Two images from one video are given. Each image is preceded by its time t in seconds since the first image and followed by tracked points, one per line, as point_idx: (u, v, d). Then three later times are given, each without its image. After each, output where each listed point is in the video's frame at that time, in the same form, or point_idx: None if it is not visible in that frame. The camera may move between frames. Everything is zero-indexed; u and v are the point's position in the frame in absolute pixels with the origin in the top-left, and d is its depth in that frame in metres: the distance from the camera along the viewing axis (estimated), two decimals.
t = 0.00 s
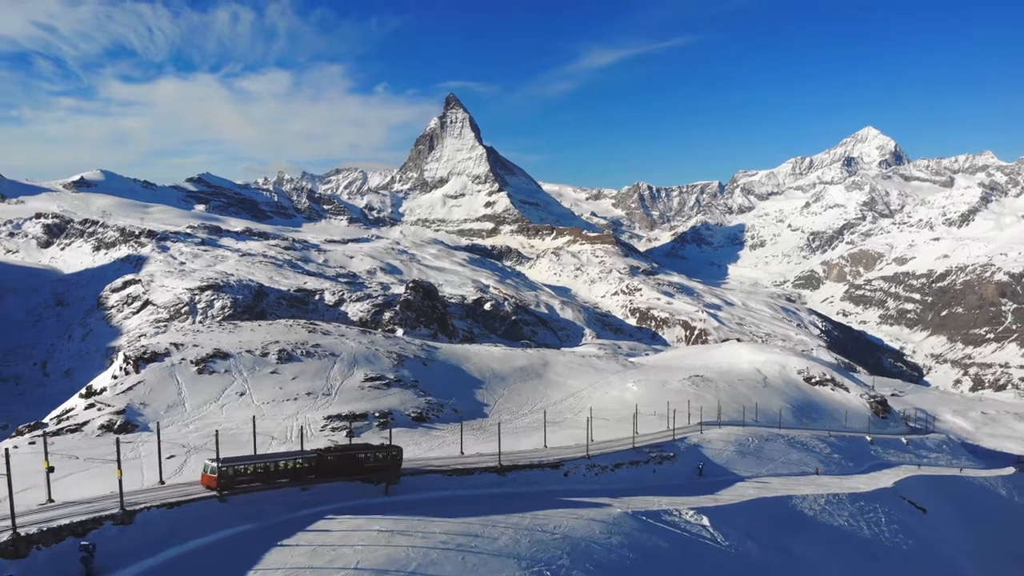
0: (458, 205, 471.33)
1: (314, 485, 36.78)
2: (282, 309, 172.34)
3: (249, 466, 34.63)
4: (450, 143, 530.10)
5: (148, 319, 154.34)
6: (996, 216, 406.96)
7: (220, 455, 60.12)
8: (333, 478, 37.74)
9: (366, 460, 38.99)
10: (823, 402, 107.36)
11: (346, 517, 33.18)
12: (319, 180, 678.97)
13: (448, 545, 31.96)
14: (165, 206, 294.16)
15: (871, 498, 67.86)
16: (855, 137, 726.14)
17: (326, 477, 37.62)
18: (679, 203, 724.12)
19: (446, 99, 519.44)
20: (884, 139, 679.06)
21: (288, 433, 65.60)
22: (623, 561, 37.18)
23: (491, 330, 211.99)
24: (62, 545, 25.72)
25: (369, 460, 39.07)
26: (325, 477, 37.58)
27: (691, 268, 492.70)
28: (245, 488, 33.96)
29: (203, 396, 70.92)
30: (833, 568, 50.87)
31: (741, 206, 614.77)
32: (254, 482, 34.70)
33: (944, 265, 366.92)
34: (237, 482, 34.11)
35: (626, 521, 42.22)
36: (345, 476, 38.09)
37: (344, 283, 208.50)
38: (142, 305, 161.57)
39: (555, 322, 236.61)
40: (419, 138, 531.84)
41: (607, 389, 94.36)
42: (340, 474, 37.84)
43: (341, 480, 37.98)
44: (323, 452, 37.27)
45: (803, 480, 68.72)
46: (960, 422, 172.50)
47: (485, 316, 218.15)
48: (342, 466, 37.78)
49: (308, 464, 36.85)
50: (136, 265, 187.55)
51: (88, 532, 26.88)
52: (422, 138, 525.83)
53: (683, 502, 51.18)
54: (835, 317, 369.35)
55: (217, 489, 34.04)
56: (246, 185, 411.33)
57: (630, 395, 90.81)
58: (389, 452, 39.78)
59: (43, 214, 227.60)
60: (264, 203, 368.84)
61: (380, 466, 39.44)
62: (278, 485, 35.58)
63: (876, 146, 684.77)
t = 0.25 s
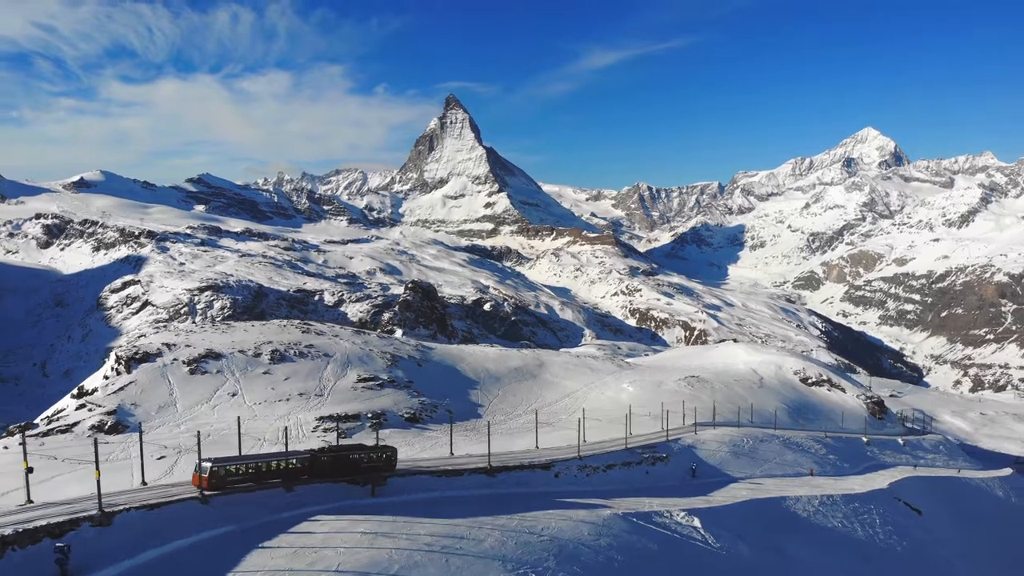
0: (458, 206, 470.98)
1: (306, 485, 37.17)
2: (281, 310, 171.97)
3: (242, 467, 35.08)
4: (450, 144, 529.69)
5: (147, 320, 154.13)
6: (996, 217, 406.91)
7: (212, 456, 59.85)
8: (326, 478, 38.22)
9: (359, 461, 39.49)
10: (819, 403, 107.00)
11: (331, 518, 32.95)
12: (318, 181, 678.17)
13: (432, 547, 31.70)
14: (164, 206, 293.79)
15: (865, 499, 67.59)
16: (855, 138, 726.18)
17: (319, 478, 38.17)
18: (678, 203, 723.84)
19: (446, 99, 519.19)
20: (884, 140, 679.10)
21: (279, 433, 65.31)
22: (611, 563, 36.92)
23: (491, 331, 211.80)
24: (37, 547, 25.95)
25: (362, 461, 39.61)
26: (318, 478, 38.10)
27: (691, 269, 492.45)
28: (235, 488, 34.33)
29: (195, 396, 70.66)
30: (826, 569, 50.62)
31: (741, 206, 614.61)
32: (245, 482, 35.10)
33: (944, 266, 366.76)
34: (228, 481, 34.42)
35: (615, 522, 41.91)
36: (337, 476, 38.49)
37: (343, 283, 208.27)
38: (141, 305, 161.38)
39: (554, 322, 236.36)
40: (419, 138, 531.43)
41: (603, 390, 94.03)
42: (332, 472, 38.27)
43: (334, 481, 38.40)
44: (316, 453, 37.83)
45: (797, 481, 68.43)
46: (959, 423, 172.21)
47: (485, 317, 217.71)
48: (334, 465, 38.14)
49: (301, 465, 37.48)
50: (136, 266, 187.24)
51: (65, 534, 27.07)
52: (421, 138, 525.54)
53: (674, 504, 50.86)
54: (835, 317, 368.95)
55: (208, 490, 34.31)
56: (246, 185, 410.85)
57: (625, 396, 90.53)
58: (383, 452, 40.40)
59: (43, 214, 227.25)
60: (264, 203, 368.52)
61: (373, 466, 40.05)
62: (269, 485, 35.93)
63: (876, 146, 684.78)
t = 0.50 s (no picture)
0: (458, 206, 470.67)
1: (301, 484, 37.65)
2: (281, 310, 171.67)
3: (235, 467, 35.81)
4: (449, 145, 529.53)
5: (147, 321, 154.06)
6: (995, 217, 406.99)
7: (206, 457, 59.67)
8: (320, 479, 38.60)
9: (353, 461, 40.01)
10: (815, 404, 106.73)
11: (318, 520, 32.71)
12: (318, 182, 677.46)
13: (418, 550, 31.41)
14: (164, 207, 293.45)
15: (860, 500, 67.34)
16: (854, 139, 726.43)
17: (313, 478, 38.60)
18: (678, 204, 723.53)
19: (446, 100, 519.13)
20: (884, 141, 679.39)
21: (272, 435, 65.06)
22: (600, 565, 36.70)
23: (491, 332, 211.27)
24: (15, 549, 26.18)
25: (356, 462, 40.19)
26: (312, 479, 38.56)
27: (691, 270, 492.23)
28: (229, 487, 34.89)
29: (187, 397, 70.40)
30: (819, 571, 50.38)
31: (741, 207, 614.50)
32: (239, 482, 35.67)
33: (943, 267, 366.76)
34: (221, 482, 34.98)
35: (606, 523, 41.59)
36: (332, 476, 38.96)
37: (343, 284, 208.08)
38: (141, 306, 161.30)
39: (554, 323, 236.07)
40: (419, 139, 531.16)
41: (598, 391, 93.73)
42: (326, 474, 38.72)
43: (328, 481, 38.74)
44: (310, 453, 38.46)
45: (792, 482, 68.16)
46: (958, 424, 172.03)
47: (485, 318, 217.25)
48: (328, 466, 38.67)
49: (296, 465, 38.07)
50: (135, 267, 186.95)
51: (44, 533, 27.29)
52: (421, 139, 525.19)
53: (666, 505, 50.62)
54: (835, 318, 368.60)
55: (201, 490, 34.95)
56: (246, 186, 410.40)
57: (620, 397, 90.29)
58: (376, 454, 41.10)
59: (42, 215, 226.95)
60: (264, 204, 368.27)
61: (366, 467, 40.66)
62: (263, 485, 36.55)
63: (876, 147, 685.01)
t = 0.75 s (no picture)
0: (457, 207, 470.44)
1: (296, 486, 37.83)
2: (281, 311, 171.36)
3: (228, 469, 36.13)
4: (449, 145, 529.30)
5: (146, 322, 154.17)
6: (995, 218, 406.92)
7: (199, 459, 59.42)
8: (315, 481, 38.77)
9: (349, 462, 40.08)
10: (812, 405, 106.47)
11: (303, 523, 32.47)
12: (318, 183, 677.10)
13: (404, 552, 31.17)
14: (164, 208, 293.36)
15: (856, 502, 67.11)
16: (854, 140, 726.61)
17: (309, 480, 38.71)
18: (678, 205, 723.27)
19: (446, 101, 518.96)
20: (884, 142, 679.55)
21: (264, 436, 64.82)
22: (589, 567, 36.44)
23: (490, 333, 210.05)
24: None
25: (352, 462, 40.23)
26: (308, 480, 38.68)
27: (691, 271, 491.98)
28: (222, 488, 35.18)
29: (180, 398, 70.19)
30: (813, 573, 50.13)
31: (741, 208, 614.20)
32: (231, 483, 35.92)
33: (943, 268, 366.56)
34: (214, 482, 35.37)
35: (596, 525, 41.31)
36: (327, 478, 39.22)
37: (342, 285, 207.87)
38: (140, 307, 161.34)
39: (554, 324, 235.86)
40: (419, 140, 531.02)
41: (594, 392, 93.46)
42: (321, 476, 38.97)
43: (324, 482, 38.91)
44: (304, 454, 38.51)
45: (787, 484, 67.88)
46: (957, 425, 171.78)
47: (485, 318, 216.73)
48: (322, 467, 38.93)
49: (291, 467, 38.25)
50: (135, 267, 186.86)
51: (25, 536, 27.30)
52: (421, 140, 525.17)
53: (659, 506, 50.32)
54: (834, 319, 368.17)
55: (194, 491, 35.41)
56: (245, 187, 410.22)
57: (616, 398, 90.02)
58: (372, 454, 41.17)
59: (42, 216, 226.88)
60: (264, 205, 368.14)
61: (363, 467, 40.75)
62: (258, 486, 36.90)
63: (876, 148, 685.17)
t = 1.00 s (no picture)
0: (457, 208, 470.17)
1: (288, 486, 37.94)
2: (281, 312, 171.06)
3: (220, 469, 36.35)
4: (449, 146, 529.02)
5: (146, 322, 154.18)
6: (995, 219, 406.88)
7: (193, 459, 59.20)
8: (306, 482, 38.79)
9: (342, 463, 40.20)
10: (808, 405, 106.20)
11: (288, 525, 32.31)
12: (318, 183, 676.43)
13: (389, 555, 31.00)
14: (164, 209, 293.07)
15: (850, 503, 66.89)
16: (853, 140, 726.71)
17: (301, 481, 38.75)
18: (678, 206, 723.02)
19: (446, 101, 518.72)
20: (884, 142, 679.69)
21: (257, 437, 64.60)
22: (578, 570, 36.17)
23: (490, 333, 209.19)
24: None
25: (345, 464, 40.38)
26: (300, 481, 38.71)
27: (691, 271, 491.65)
28: (212, 488, 35.21)
29: (172, 399, 69.97)
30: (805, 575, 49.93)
31: (741, 209, 614.13)
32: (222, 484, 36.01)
33: (943, 268, 366.44)
34: (204, 483, 35.50)
35: (586, 527, 41.05)
36: (320, 478, 39.43)
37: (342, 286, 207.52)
38: (140, 307, 161.33)
39: (554, 325, 235.62)
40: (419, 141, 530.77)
41: (590, 392, 93.22)
42: (314, 475, 39.19)
43: (316, 483, 38.94)
44: (296, 455, 38.69)
45: (782, 485, 67.63)
46: (956, 426, 171.55)
47: (485, 319, 216.18)
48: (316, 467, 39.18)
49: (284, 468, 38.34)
50: (134, 268, 186.72)
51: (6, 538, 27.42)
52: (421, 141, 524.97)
53: (651, 507, 50.12)
54: (834, 320, 367.80)
55: (186, 491, 35.48)
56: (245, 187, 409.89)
57: (611, 399, 89.74)
58: (365, 455, 41.27)
59: (42, 216, 226.72)
60: (263, 205, 367.88)
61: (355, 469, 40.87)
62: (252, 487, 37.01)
63: (876, 149, 685.29)
